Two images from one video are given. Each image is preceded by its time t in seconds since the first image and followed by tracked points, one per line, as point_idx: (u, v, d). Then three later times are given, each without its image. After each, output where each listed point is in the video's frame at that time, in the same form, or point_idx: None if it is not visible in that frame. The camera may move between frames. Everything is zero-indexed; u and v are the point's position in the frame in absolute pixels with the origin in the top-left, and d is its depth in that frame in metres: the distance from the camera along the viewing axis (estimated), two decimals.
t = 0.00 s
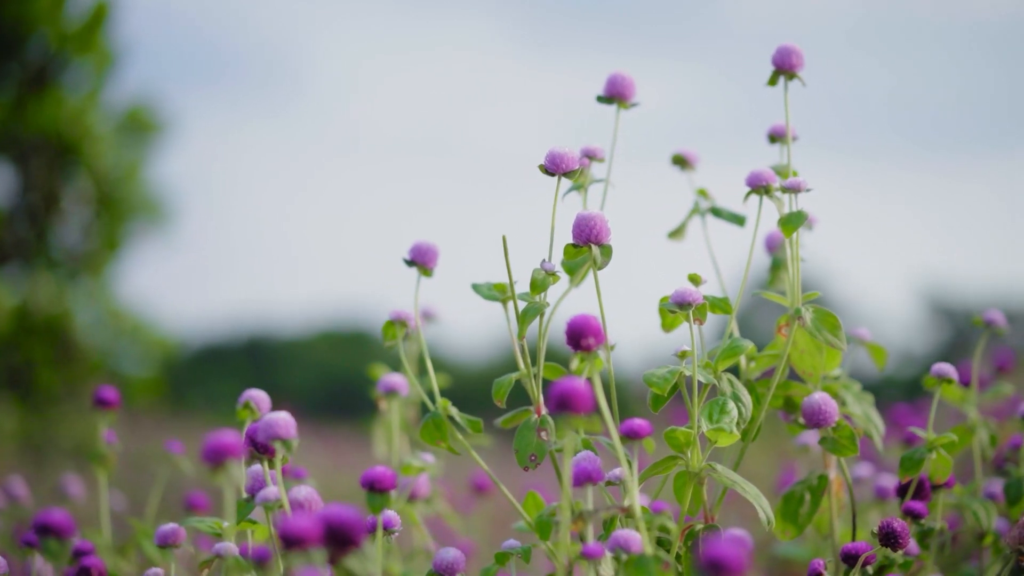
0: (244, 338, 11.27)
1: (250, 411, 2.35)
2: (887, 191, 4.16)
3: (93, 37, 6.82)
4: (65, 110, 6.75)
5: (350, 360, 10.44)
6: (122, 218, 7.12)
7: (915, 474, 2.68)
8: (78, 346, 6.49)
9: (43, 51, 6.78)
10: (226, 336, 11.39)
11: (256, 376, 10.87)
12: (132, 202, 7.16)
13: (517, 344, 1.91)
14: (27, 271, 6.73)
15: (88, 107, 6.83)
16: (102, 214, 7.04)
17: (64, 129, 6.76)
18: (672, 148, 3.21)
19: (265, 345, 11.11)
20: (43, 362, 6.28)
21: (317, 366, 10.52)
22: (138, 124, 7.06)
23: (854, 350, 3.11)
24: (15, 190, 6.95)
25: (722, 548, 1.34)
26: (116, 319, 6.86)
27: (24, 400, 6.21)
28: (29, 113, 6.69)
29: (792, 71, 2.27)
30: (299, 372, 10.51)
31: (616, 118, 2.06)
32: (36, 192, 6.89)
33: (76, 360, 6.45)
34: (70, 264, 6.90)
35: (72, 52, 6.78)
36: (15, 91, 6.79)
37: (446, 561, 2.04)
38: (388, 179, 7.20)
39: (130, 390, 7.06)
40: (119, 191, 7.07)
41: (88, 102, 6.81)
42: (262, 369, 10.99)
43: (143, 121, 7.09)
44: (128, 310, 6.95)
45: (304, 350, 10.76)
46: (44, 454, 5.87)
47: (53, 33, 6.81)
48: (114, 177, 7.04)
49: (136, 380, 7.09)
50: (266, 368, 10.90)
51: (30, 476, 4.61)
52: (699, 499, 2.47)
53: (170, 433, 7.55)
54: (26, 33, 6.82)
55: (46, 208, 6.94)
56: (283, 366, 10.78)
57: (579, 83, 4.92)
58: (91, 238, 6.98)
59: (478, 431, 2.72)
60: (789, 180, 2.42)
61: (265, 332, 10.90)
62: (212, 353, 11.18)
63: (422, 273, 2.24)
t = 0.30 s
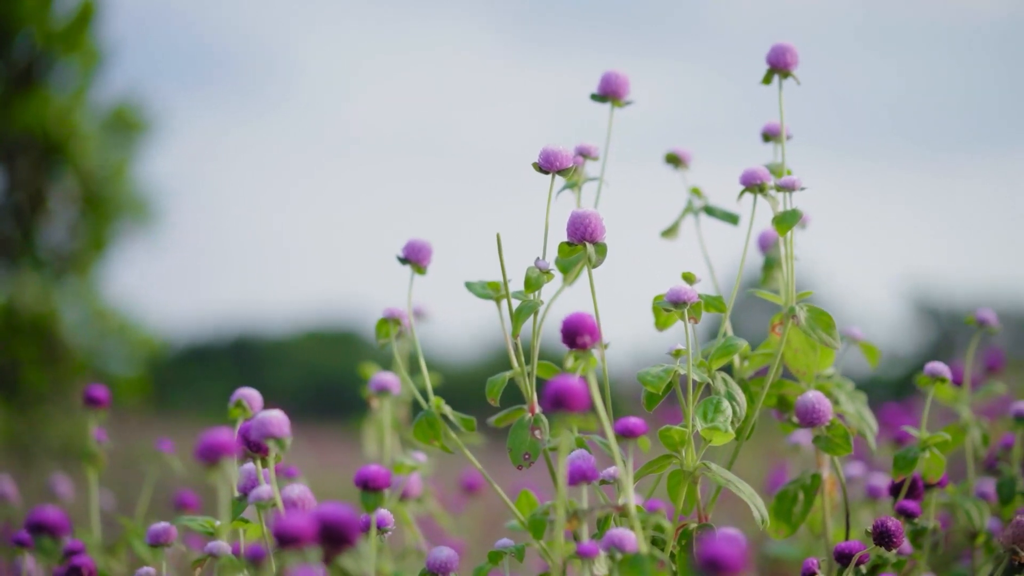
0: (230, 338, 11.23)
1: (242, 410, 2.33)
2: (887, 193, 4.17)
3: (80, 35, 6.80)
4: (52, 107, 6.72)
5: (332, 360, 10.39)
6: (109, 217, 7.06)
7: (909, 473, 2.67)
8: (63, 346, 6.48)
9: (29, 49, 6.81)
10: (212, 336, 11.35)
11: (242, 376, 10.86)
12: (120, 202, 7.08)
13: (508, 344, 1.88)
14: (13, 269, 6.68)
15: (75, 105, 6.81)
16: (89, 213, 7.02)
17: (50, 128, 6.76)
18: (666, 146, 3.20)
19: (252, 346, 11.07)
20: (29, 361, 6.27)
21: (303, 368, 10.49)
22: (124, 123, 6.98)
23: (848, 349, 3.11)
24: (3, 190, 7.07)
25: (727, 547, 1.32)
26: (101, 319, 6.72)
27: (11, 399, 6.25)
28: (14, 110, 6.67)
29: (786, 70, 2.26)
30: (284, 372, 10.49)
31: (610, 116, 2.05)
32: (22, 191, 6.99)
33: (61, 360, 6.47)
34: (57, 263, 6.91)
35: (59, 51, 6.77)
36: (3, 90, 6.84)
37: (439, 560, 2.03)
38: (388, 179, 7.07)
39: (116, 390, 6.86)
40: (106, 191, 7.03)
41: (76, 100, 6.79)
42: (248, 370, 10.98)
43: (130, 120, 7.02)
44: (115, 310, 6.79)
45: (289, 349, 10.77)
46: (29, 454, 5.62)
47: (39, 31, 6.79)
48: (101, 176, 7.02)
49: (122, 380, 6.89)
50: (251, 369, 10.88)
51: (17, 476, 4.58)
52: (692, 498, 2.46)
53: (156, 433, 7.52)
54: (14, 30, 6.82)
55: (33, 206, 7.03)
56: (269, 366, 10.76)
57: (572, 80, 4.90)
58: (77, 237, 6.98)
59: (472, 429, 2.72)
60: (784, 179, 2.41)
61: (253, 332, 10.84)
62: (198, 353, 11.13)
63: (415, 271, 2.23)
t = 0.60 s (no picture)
0: (216, 338, 11.21)
1: (236, 408, 2.32)
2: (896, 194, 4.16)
3: (66, 34, 6.87)
4: (39, 107, 6.73)
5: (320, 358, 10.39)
6: (96, 216, 7.13)
7: (904, 472, 2.67)
8: (49, 346, 6.43)
9: (15, 47, 6.78)
10: (199, 336, 11.29)
11: (228, 377, 10.82)
12: (107, 201, 7.18)
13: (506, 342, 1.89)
14: None
15: (61, 105, 6.86)
16: (75, 212, 7.06)
17: (37, 126, 6.72)
18: (662, 144, 3.20)
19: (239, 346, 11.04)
20: (17, 361, 6.20)
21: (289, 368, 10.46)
22: (112, 122, 7.07)
23: (843, 347, 3.11)
24: None
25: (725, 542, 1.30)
26: (88, 318, 6.83)
27: None
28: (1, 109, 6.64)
29: (783, 68, 2.26)
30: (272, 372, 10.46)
31: (607, 114, 2.05)
32: (8, 190, 6.83)
33: (48, 360, 6.41)
34: (44, 262, 6.88)
35: (45, 49, 6.79)
36: None
37: (436, 558, 2.02)
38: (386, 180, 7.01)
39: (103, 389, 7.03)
40: (93, 190, 7.11)
41: (61, 100, 6.85)
42: (235, 370, 10.95)
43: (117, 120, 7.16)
44: (101, 309, 6.92)
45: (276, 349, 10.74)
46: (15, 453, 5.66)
47: (26, 30, 6.77)
48: (88, 176, 7.08)
49: (108, 379, 7.06)
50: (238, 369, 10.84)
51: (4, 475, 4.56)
52: (688, 496, 2.45)
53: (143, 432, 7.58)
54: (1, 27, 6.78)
55: (19, 206, 6.89)
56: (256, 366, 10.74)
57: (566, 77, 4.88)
58: (64, 238, 7.00)
59: (467, 427, 2.71)
60: (780, 177, 2.41)
61: (240, 332, 10.81)
62: (184, 353, 11.05)
63: (410, 269, 2.22)
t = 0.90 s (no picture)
0: (198, 338, 11.03)
1: (227, 406, 2.30)
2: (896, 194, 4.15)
3: (52, 33, 6.80)
4: (24, 105, 6.70)
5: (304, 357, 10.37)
6: (81, 215, 7.15)
7: (896, 471, 2.66)
8: (32, 345, 6.40)
9: None
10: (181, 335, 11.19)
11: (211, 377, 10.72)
12: (92, 199, 7.16)
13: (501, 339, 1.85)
14: None
15: (45, 104, 6.80)
16: (58, 210, 7.10)
17: (23, 125, 6.65)
18: (655, 142, 3.19)
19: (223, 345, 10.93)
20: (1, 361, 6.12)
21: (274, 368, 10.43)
22: (96, 120, 7.02)
23: (835, 346, 3.10)
24: None
25: (722, 536, 1.30)
26: (72, 317, 6.81)
27: None
28: None
29: (776, 66, 2.25)
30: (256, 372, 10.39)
31: (599, 112, 2.04)
32: None
33: (31, 360, 6.33)
34: (28, 262, 6.91)
35: (29, 47, 6.74)
36: None
37: (428, 557, 2.01)
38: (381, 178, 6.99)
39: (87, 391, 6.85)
40: (77, 188, 7.11)
41: (46, 98, 6.80)
42: (219, 370, 10.89)
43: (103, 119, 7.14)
44: (85, 307, 6.90)
45: (260, 349, 10.70)
46: None
47: (10, 28, 6.73)
48: (72, 174, 7.09)
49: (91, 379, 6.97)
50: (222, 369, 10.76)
51: None
52: (682, 495, 2.44)
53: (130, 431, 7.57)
54: None
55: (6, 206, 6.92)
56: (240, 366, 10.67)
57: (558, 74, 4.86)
58: (47, 236, 7.03)
59: (459, 426, 2.70)
60: (774, 175, 2.40)
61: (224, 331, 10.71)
62: (166, 353, 10.91)
63: (402, 267, 2.21)
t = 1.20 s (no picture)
0: (181, 338, 10.93)
1: (220, 404, 2.29)
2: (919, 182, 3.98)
3: (37, 31, 6.69)
4: (8, 105, 6.65)
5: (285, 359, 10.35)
6: (65, 215, 6.98)
7: (889, 469, 2.66)
8: (16, 343, 6.53)
9: None
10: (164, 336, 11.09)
11: (193, 374, 10.61)
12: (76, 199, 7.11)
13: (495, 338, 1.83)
14: None
15: (29, 104, 6.77)
16: (42, 211, 6.93)
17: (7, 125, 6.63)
18: (648, 140, 3.18)
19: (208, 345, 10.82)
20: None
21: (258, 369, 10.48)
22: (81, 119, 6.99)
23: (827, 344, 3.10)
24: None
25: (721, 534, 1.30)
26: (56, 316, 6.79)
27: None
28: None
29: (770, 64, 2.24)
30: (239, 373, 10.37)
31: (593, 110, 2.04)
32: None
33: (14, 358, 6.51)
34: (12, 262, 6.77)
35: (14, 47, 6.64)
36: None
37: (423, 554, 2.01)
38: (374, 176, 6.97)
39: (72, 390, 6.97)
40: (61, 187, 6.95)
41: (29, 98, 6.76)
42: (200, 369, 10.73)
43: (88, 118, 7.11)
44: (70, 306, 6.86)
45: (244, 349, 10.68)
46: None
47: None
48: (57, 173, 6.94)
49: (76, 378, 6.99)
50: (204, 368, 10.67)
51: None
52: (677, 493, 2.43)
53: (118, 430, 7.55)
54: None
55: None
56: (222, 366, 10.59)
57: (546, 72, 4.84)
58: (31, 236, 6.87)
59: (453, 424, 2.70)
60: (768, 173, 2.39)
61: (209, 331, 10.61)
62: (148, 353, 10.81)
63: (394, 264, 2.19)
